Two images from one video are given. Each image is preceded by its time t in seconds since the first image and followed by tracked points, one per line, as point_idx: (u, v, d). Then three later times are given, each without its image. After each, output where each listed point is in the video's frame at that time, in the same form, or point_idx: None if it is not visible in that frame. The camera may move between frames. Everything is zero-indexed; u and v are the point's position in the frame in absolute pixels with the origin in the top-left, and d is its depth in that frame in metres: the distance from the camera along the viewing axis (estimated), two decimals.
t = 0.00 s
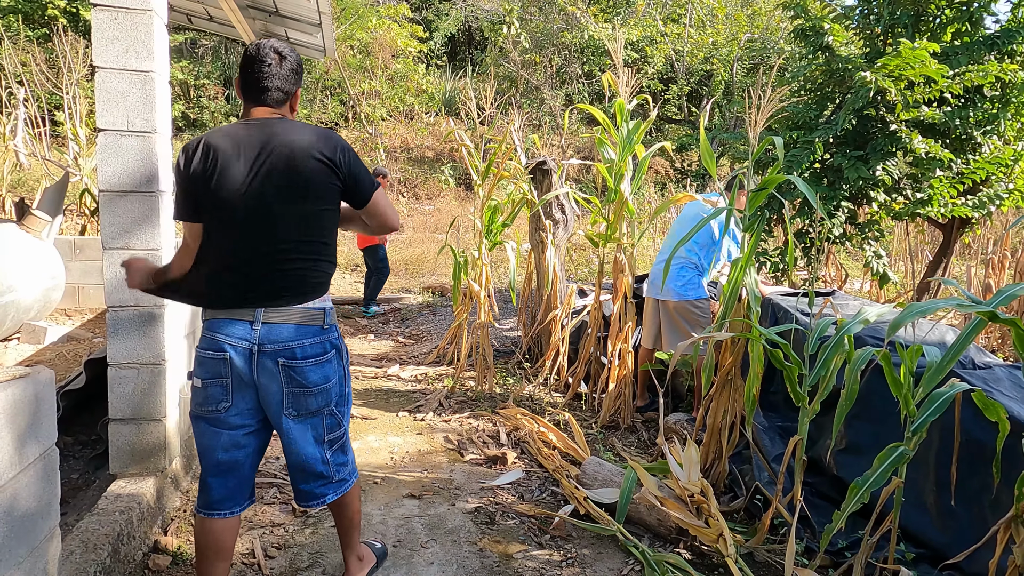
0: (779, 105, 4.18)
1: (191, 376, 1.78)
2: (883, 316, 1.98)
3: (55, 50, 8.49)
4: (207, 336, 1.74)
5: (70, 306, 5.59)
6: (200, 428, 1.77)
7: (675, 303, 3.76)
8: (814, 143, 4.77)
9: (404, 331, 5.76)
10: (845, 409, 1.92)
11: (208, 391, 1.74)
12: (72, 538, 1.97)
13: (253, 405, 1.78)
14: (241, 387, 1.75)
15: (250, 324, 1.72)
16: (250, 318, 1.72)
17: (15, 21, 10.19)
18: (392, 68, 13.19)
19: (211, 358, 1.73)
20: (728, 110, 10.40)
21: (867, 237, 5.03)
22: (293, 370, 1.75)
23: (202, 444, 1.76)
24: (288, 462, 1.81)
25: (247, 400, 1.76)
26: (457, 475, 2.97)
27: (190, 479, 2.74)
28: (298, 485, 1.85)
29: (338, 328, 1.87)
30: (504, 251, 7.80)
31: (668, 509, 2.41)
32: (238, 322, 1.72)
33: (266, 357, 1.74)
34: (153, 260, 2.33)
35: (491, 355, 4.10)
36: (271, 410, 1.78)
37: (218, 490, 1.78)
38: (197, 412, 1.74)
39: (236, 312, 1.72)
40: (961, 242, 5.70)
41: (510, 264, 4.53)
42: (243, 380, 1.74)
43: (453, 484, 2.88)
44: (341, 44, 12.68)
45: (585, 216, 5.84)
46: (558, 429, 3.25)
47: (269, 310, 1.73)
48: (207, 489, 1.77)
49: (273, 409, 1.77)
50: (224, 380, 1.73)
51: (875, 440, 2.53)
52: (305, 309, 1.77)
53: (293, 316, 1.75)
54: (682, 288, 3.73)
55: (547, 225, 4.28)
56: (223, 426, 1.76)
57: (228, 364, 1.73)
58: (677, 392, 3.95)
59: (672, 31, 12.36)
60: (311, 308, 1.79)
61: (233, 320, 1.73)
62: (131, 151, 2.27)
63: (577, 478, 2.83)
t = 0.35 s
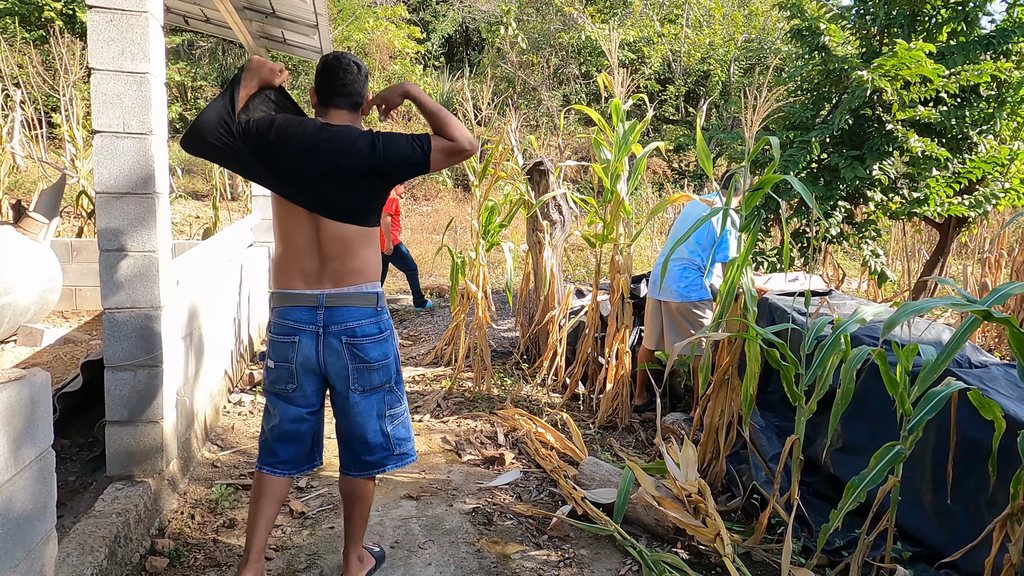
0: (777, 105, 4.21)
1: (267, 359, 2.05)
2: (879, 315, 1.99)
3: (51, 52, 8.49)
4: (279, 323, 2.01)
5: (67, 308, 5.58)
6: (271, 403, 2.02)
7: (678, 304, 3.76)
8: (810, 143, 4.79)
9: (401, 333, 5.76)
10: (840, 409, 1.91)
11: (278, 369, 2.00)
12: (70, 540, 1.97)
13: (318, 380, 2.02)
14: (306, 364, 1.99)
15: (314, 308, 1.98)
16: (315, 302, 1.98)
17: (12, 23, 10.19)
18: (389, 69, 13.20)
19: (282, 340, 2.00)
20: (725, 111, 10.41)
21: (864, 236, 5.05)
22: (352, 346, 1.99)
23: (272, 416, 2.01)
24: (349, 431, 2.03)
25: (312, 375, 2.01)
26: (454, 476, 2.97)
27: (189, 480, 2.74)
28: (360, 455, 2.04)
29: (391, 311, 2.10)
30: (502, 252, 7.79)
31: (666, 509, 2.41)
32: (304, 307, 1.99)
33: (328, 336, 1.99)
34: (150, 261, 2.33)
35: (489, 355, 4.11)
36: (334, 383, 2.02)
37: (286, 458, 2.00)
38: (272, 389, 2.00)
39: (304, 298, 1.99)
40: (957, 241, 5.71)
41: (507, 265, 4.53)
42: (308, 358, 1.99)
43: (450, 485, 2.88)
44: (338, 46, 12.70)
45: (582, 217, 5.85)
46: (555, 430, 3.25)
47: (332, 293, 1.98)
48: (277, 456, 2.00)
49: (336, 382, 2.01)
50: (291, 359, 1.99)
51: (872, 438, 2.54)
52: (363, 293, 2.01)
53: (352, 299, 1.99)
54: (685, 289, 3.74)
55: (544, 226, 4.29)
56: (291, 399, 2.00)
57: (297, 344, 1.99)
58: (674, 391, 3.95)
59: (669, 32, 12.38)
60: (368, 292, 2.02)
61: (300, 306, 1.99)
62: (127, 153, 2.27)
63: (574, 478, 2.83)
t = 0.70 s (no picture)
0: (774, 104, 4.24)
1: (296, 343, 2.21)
2: (872, 317, 2.01)
3: (48, 53, 8.49)
4: (311, 325, 2.14)
5: (65, 309, 5.58)
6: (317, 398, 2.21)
7: (670, 303, 3.79)
8: (806, 143, 4.82)
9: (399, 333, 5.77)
10: (833, 409, 1.92)
11: (318, 367, 2.16)
12: (68, 542, 1.98)
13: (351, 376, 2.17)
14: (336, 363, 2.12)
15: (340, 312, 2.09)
16: (341, 306, 2.09)
17: (9, 24, 10.18)
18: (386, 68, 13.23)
19: (317, 342, 2.14)
20: (721, 110, 10.44)
21: (859, 236, 5.07)
22: (373, 347, 2.09)
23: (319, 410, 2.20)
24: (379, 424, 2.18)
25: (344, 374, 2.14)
26: (451, 477, 2.98)
27: (187, 481, 2.75)
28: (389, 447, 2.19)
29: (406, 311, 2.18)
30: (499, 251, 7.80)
31: (661, 509, 2.43)
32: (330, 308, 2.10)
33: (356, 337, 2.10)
34: (148, 264, 2.33)
35: (486, 356, 4.12)
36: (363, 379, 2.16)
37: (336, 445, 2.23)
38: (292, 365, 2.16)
39: (330, 303, 2.09)
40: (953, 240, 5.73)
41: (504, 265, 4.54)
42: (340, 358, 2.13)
43: (448, 485, 2.89)
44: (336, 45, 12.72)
45: (580, 217, 5.87)
46: (552, 430, 3.27)
47: (355, 296, 2.08)
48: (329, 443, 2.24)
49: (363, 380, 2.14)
50: (326, 360, 2.13)
51: (866, 438, 2.56)
52: (383, 293, 2.12)
53: (373, 299, 2.10)
54: (677, 288, 3.77)
55: (541, 226, 4.30)
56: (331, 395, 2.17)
57: (329, 346, 2.12)
58: (671, 391, 3.97)
59: (666, 31, 12.42)
60: (386, 292, 2.12)
61: (329, 310, 2.10)
62: (124, 156, 2.28)
63: (571, 478, 2.84)
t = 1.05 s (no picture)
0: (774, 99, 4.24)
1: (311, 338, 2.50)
2: (873, 310, 2.00)
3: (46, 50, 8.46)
4: (327, 307, 2.47)
5: (63, 307, 5.57)
6: (322, 376, 2.49)
7: (667, 299, 3.80)
8: (805, 138, 4.81)
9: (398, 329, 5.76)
10: (835, 402, 1.91)
11: (329, 346, 2.48)
12: (66, 539, 1.97)
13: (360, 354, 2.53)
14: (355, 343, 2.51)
15: (357, 295, 2.48)
16: (356, 290, 2.47)
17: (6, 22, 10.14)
18: (385, 66, 13.21)
19: (333, 322, 2.47)
20: (720, 106, 10.44)
21: (859, 231, 5.07)
22: (387, 325, 2.54)
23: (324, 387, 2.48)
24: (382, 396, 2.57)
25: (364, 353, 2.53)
26: (451, 473, 2.97)
27: (186, 477, 2.74)
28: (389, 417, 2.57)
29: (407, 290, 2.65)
30: (498, 248, 7.79)
31: (662, 504, 2.42)
32: (346, 295, 2.47)
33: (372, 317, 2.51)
34: (146, 260, 2.32)
35: (486, 352, 4.11)
36: (371, 355, 2.56)
37: (336, 421, 2.49)
38: (319, 358, 2.47)
39: (345, 285, 2.46)
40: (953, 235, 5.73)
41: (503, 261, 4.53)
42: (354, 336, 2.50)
43: (447, 481, 2.88)
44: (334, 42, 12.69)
45: (580, 213, 5.86)
46: (552, 425, 3.26)
47: (369, 280, 2.49)
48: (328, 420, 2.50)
49: (377, 354, 2.55)
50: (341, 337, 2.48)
51: (868, 432, 2.55)
52: (392, 278, 2.54)
53: (384, 284, 2.52)
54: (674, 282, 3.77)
55: (540, 222, 4.29)
56: (340, 370, 2.49)
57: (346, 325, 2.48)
58: (670, 387, 3.96)
59: (665, 27, 12.42)
60: (395, 277, 2.55)
61: (346, 292, 2.46)
62: (121, 151, 2.26)
63: (570, 473, 2.84)
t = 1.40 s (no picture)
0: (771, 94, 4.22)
1: (340, 324, 2.51)
2: (873, 305, 1.98)
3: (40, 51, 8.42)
4: (361, 294, 2.52)
5: (57, 308, 5.53)
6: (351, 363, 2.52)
7: (666, 295, 3.78)
8: (803, 134, 4.80)
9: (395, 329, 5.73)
10: (836, 398, 1.89)
11: (360, 331, 2.53)
12: (56, 541, 1.94)
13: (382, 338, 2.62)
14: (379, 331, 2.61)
15: (388, 282, 2.58)
16: (387, 277, 2.58)
17: None
18: (381, 65, 13.18)
19: (366, 307, 2.53)
20: (717, 104, 10.44)
21: (857, 228, 5.05)
22: (405, 314, 2.69)
23: (354, 374, 2.52)
24: (395, 377, 2.71)
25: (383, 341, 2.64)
26: (448, 472, 2.95)
27: (180, 478, 2.71)
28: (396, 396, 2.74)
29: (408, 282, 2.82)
30: (495, 247, 7.77)
31: (661, 502, 2.40)
32: (379, 281, 2.55)
33: (397, 301, 2.64)
34: (138, 258, 2.29)
35: (483, 350, 4.09)
36: (387, 339, 2.68)
37: (360, 406, 2.56)
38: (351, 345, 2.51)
39: (379, 273, 2.56)
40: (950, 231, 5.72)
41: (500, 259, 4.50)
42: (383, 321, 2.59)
43: (444, 480, 2.86)
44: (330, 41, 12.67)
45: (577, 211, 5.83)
46: (550, 423, 3.24)
47: (399, 267, 2.64)
48: (353, 405, 2.55)
49: (393, 342, 2.68)
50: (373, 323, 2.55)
51: (868, 429, 2.54)
52: (410, 269, 2.70)
53: (405, 274, 2.67)
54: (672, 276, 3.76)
55: (537, 220, 4.26)
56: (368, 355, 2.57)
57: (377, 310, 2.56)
58: (668, 385, 3.94)
59: (661, 25, 12.43)
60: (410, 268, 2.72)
61: (380, 279, 2.56)
62: (112, 147, 2.23)
63: (569, 472, 2.81)
